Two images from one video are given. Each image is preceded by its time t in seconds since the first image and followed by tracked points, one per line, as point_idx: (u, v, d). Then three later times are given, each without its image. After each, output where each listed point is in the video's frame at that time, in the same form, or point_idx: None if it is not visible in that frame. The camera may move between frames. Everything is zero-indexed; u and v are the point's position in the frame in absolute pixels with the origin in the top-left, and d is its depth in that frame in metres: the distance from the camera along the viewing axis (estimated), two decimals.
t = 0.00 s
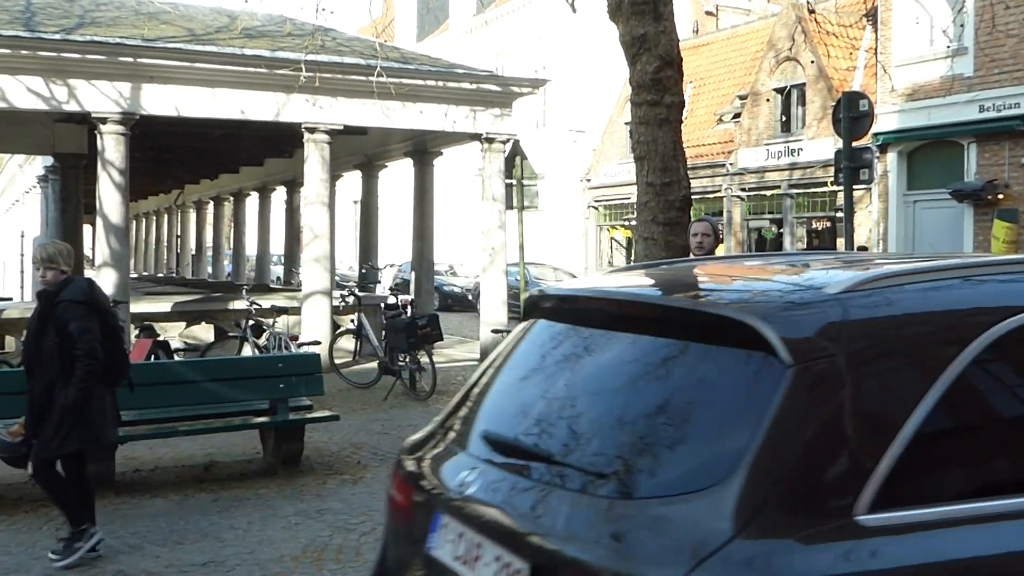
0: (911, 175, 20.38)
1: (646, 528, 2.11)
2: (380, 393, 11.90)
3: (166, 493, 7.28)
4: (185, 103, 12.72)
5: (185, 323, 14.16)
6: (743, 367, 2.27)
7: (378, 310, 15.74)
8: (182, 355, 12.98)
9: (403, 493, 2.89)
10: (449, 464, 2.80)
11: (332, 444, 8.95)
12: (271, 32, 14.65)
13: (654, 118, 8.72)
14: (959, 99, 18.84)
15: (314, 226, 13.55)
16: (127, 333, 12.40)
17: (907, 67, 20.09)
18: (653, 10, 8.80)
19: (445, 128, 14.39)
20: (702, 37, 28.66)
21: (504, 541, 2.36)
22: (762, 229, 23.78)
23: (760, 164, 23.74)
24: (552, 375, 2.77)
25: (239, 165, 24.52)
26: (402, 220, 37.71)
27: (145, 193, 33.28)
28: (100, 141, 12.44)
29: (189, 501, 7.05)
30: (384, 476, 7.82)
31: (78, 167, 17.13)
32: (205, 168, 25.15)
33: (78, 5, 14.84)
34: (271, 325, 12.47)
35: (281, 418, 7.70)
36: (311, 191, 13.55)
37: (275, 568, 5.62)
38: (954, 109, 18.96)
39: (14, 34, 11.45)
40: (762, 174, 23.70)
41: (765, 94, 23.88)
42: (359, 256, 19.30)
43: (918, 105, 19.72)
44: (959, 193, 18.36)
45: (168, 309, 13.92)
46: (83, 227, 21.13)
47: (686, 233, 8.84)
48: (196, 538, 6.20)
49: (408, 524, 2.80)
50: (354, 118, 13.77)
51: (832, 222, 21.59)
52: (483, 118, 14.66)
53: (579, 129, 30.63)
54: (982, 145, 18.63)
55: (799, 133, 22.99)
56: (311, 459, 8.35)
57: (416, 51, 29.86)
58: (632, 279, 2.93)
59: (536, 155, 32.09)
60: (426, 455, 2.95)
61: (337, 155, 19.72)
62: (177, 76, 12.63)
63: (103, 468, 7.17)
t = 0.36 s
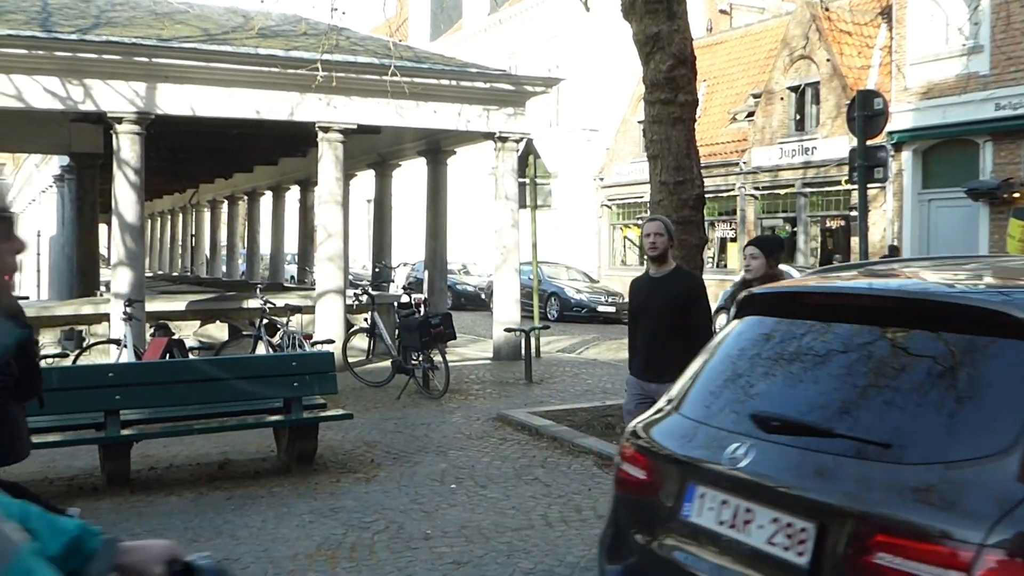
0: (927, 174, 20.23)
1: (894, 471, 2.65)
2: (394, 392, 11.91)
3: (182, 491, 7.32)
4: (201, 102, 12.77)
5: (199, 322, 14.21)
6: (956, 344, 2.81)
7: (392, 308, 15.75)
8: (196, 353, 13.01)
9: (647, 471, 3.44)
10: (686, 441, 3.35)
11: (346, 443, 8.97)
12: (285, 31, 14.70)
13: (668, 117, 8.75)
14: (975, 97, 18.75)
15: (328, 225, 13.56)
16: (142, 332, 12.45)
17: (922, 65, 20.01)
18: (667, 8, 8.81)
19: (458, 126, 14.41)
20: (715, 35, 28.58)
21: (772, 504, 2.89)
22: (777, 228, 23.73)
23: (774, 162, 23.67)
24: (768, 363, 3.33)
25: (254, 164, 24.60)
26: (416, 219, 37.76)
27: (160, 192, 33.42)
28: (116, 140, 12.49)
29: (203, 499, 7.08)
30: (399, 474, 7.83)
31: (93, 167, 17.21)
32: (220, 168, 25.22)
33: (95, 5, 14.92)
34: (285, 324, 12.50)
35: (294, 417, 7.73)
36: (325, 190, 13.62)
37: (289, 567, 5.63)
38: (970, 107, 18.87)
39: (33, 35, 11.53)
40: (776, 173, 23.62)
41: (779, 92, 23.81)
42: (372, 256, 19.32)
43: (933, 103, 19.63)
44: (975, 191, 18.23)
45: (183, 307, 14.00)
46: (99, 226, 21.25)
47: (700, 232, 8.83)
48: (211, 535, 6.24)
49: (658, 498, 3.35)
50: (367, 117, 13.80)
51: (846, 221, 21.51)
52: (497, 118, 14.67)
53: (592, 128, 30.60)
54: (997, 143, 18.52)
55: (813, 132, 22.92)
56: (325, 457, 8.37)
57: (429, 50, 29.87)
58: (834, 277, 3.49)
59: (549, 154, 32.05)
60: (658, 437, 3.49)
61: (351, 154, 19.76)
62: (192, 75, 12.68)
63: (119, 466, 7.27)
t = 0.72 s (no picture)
0: (929, 172, 20.20)
1: None
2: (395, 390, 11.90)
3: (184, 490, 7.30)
4: (203, 100, 12.77)
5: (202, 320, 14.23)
6: None
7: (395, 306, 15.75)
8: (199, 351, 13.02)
9: (839, 444, 3.46)
10: (880, 416, 3.39)
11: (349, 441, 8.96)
12: (288, 29, 14.69)
13: (670, 116, 8.77)
14: (978, 96, 18.71)
15: (331, 224, 13.54)
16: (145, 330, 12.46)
17: (926, 63, 19.98)
18: (669, 7, 8.80)
19: (461, 125, 14.40)
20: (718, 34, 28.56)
21: (992, 469, 2.95)
22: (780, 227, 23.74)
23: (777, 161, 23.67)
24: (936, 366, 3.40)
25: (257, 162, 24.62)
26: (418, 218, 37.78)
27: (163, 190, 33.44)
28: (118, 138, 12.51)
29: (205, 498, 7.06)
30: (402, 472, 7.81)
31: (96, 165, 17.22)
32: (223, 166, 25.24)
33: (98, 3, 14.93)
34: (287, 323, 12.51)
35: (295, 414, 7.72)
36: (329, 188, 13.65)
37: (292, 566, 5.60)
38: (974, 106, 18.83)
39: (37, 33, 11.56)
40: (778, 171, 23.61)
41: (781, 91, 23.79)
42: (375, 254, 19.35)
43: (937, 102, 19.59)
44: (977, 190, 18.20)
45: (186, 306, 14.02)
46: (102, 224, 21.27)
47: (702, 230, 8.83)
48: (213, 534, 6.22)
49: (859, 470, 3.36)
50: (370, 115, 13.82)
51: (849, 220, 21.51)
52: (499, 116, 14.66)
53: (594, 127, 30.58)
54: (1000, 142, 18.47)
55: (816, 130, 22.91)
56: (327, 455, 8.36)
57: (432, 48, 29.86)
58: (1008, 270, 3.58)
59: (551, 152, 32.05)
60: (846, 413, 3.51)
61: (353, 152, 19.77)
62: (195, 74, 12.68)
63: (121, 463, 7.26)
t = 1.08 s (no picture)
0: (928, 169, 20.22)
1: None
2: (396, 388, 11.92)
3: (184, 488, 7.31)
4: (202, 99, 12.76)
5: (202, 319, 14.23)
6: None
7: (394, 305, 15.74)
8: (199, 350, 13.02)
9: (1003, 422, 4.46)
10: None
11: (349, 440, 8.98)
12: (287, 28, 14.65)
13: (670, 114, 8.84)
14: (978, 94, 18.68)
15: (330, 223, 13.52)
16: (144, 329, 12.47)
17: (925, 61, 19.98)
18: (669, 6, 8.96)
19: (460, 123, 14.40)
20: (718, 32, 28.57)
21: None
22: (780, 225, 23.73)
23: (776, 159, 23.62)
24: None
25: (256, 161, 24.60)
26: (418, 216, 37.79)
27: (163, 189, 33.44)
28: (118, 138, 12.52)
29: (206, 497, 7.09)
30: (401, 471, 7.83)
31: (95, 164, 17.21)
32: (222, 165, 25.24)
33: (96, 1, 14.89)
34: (287, 322, 12.49)
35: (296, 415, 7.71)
36: (327, 187, 13.60)
37: (292, 564, 5.63)
38: (973, 104, 18.83)
39: (36, 32, 11.56)
40: (778, 169, 23.57)
41: (780, 89, 23.77)
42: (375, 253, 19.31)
43: (936, 100, 19.58)
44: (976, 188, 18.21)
45: (185, 305, 14.00)
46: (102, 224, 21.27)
47: (702, 229, 8.96)
48: (213, 532, 6.25)
49: (1023, 444, 4.37)
50: (371, 114, 13.79)
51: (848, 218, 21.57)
52: (498, 115, 14.67)
53: (594, 125, 30.56)
54: (1000, 140, 18.46)
55: (816, 129, 22.89)
56: (327, 454, 8.38)
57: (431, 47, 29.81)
58: None
59: (551, 151, 32.06)
60: (1005, 397, 4.53)
61: (353, 151, 19.77)
62: (194, 73, 12.67)
63: (121, 463, 7.27)
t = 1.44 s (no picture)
0: (925, 167, 20.23)
1: None
2: (393, 387, 11.93)
3: (182, 487, 7.31)
4: (199, 97, 12.74)
5: (198, 318, 14.23)
6: None
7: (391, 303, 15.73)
8: (196, 349, 13.01)
9: None
10: None
11: (345, 438, 8.97)
12: (284, 26, 14.61)
13: (667, 112, 9.10)
14: (975, 91, 18.69)
15: (327, 222, 13.52)
16: (141, 328, 12.46)
17: (922, 59, 19.96)
18: (666, 4, 9.03)
19: (457, 122, 14.41)
20: (716, 30, 28.57)
21: None
22: (778, 223, 23.74)
23: (773, 157, 23.59)
24: None
25: (253, 160, 24.59)
26: (416, 214, 37.77)
27: (159, 187, 33.38)
28: (114, 137, 12.50)
29: (203, 495, 7.08)
30: (398, 470, 7.83)
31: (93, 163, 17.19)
32: (220, 164, 25.21)
33: None
34: (284, 320, 12.48)
35: (292, 413, 7.70)
36: (323, 185, 13.56)
37: (289, 562, 5.62)
38: (969, 101, 18.82)
39: (32, 30, 11.55)
40: (775, 167, 23.55)
41: (777, 86, 23.76)
42: (372, 251, 19.29)
43: (933, 97, 19.57)
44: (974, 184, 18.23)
45: (182, 304, 13.99)
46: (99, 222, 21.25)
47: (698, 226, 9.24)
48: (210, 531, 6.25)
49: None
50: (368, 112, 13.76)
51: (846, 215, 21.62)
52: (496, 113, 14.64)
53: (591, 123, 30.52)
54: (997, 137, 18.48)
55: (813, 126, 22.85)
56: (324, 453, 8.37)
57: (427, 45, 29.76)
58: None
59: (548, 149, 32.05)
60: None
61: (350, 149, 19.76)
62: (190, 71, 12.65)
63: (118, 462, 7.27)
